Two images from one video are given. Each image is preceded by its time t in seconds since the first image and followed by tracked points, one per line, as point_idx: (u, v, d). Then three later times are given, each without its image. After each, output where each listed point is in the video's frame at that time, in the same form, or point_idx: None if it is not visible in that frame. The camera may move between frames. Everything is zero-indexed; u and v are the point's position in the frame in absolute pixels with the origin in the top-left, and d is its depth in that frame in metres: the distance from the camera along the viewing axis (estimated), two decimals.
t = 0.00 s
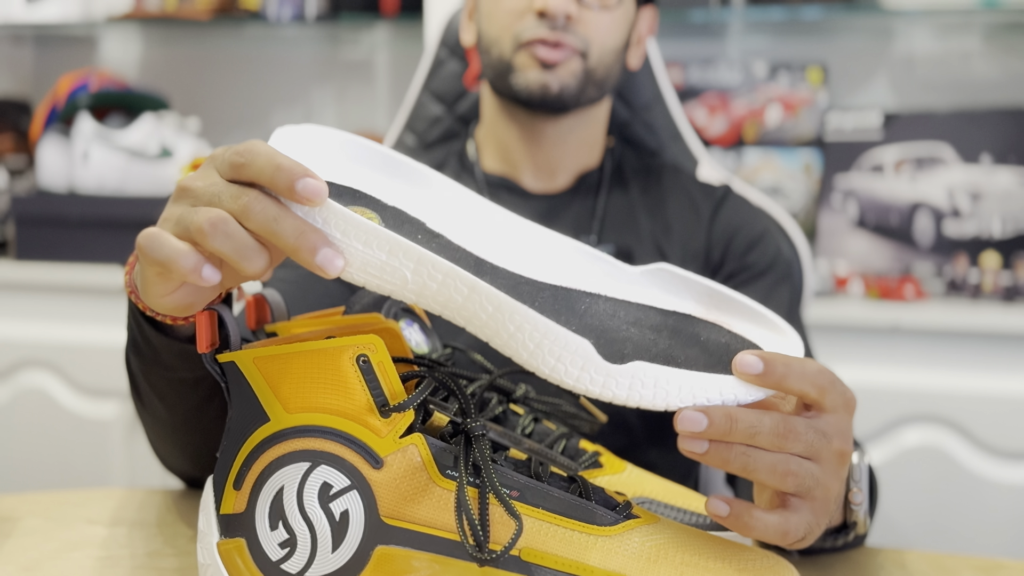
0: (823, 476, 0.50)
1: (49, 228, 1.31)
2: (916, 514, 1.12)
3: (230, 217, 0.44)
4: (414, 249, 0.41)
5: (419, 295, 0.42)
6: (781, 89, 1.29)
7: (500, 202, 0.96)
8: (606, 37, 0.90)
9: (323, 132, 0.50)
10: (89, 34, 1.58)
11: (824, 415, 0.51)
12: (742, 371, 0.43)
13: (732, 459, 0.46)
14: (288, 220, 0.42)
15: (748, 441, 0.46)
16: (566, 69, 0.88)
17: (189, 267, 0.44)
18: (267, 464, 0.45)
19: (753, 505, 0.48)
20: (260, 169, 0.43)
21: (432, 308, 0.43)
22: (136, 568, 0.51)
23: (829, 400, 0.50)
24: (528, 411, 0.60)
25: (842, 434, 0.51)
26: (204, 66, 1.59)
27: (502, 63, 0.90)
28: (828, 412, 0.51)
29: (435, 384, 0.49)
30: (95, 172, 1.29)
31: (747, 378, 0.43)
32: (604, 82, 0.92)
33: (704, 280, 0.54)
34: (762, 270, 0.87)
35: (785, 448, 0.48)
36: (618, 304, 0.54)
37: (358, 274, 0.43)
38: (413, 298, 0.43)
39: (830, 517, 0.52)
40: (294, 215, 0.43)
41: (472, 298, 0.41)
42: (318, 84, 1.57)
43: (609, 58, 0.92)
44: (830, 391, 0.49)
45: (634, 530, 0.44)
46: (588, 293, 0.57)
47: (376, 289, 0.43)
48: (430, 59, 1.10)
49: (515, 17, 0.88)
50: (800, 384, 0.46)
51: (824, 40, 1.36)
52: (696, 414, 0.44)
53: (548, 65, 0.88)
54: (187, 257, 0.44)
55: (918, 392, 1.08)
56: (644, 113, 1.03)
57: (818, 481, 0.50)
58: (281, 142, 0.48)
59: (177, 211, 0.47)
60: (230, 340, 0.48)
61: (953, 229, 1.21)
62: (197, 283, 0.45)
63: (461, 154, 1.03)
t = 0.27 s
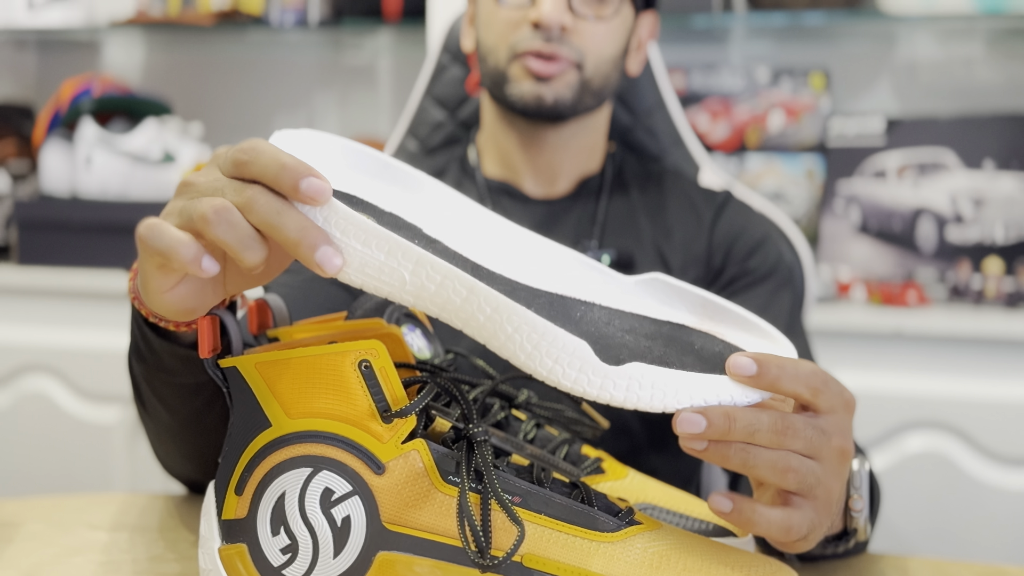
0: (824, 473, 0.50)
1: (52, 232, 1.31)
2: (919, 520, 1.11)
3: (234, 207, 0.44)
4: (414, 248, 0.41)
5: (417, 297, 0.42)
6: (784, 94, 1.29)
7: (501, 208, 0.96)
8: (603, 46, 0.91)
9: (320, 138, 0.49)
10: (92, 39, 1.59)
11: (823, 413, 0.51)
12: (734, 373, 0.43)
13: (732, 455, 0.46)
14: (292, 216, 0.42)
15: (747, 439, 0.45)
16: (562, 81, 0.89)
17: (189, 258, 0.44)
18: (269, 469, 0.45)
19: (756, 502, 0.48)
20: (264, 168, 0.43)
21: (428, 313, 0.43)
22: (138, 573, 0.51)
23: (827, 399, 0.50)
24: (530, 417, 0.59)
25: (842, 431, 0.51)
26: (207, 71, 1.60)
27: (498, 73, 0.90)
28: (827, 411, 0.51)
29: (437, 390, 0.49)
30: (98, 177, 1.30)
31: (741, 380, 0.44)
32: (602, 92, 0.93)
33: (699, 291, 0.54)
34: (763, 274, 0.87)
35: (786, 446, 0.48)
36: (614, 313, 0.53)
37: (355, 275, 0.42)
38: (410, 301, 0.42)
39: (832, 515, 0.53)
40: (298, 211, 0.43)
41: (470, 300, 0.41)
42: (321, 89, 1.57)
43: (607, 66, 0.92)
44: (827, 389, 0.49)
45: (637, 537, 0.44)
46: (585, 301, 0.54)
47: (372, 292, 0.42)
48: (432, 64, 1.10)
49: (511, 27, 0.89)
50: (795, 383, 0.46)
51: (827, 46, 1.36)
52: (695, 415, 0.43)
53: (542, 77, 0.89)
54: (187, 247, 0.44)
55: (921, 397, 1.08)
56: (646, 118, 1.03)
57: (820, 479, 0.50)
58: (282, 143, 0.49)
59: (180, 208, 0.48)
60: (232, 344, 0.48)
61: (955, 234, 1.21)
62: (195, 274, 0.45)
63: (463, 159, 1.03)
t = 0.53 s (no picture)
0: (833, 482, 0.51)
1: (56, 235, 1.32)
2: (921, 525, 1.11)
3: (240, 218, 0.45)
4: (424, 251, 0.41)
5: (428, 301, 0.42)
6: (786, 97, 1.29)
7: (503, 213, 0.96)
8: (604, 52, 0.92)
9: (326, 153, 0.49)
10: (95, 42, 1.59)
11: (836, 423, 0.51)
12: (753, 380, 0.44)
13: (742, 463, 0.47)
14: (298, 223, 0.43)
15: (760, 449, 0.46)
16: (563, 90, 0.90)
17: (190, 268, 0.44)
18: (272, 472, 0.45)
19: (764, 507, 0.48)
20: (271, 176, 0.44)
21: (440, 317, 0.42)
22: None
23: (842, 411, 0.50)
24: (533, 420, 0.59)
25: (854, 441, 0.52)
26: (210, 74, 1.60)
27: (498, 81, 0.92)
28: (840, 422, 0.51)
29: (440, 393, 0.49)
30: (102, 179, 1.30)
31: (758, 388, 0.44)
32: (604, 97, 0.93)
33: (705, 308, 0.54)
34: (766, 278, 0.87)
35: (797, 455, 0.48)
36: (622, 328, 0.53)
37: (366, 280, 0.42)
38: (421, 307, 0.42)
39: (841, 523, 0.53)
40: (304, 219, 0.43)
41: (482, 302, 0.41)
42: (323, 92, 1.58)
43: (609, 72, 0.93)
44: (842, 400, 0.50)
45: (639, 540, 0.44)
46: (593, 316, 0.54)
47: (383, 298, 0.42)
48: (435, 68, 1.11)
49: (511, 36, 0.91)
50: (812, 396, 0.46)
51: (829, 49, 1.37)
52: (710, 422, 0.44)
53: (542, 85, 0.90)
54: (188, 259, 0.45)
55: (923, 401, 1.07)
56: (648, 121, 1.04)
57: (829, 487, 0.50)
58: (291, 156, 0.49)
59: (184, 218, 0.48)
60: (234, 346, 0.48)
61: (958, 238, 1.21)
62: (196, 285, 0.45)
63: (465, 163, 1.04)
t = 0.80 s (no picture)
0: (810, 497, 0.50)
1: (59, 237, 1.32)
2: (924, 528, 1.11)
3: (231, 240, 0.45)
4: (426, 247, 0.40)
5: (427, 301, 0.40)
6: (788, 100, 1.29)
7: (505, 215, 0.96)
8: (608, 55, 0.94)
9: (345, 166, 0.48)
10: (98, 44, 1.60)
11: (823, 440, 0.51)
12: (767, 410, 0.43)
13: (722, 479, 0.46)
14: (285, 227, 0.42)
15: (755, 463, 0.45)
16: (569, 93, 0.91)
17: (195, 304, 0.44)
18: (274, 473, 0.45)
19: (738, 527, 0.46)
20: (262, 181, 0.45)
21: (440, 317, 0.41)
22: None
23: (831, 431, 0.49)
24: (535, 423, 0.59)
25: (836, 457, 0.51)
26: (212, 76, 1.61)
27: (502, 84, 0.92)
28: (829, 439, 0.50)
29: (442, 395, 0.49)
30: (104, 181, 1.30)
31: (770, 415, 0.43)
32: (608, 100, 0.94)
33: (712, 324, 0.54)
34: (767, 281, 0.87)
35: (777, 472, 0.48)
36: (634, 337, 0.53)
37: (362, 281, 0.41)
38: (419, 309, 0.41)
39: (820, 537, 0.52)
40: (292, 221, 0.43)
41: (485, 298, 0.40)
42: (326, 94, 1.58)
43: (613, 75, 0.94)
44: (834, 423, 0.49)
45: (642, 542, 0.44)
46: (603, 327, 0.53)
47: (380, 300, 0.41)
48: (437, 70, 1.11)
49: (516, 39, 0.92)
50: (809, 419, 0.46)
51: (832, 51, 1.37)
52: (716, 432, 0.43)
53: (548, 89, 0.90)
54: (191, 295, 0.44)
55: (926, 404, 1.07)
56: (650, 124, 1.04)
57: (806, 501, 0.50)
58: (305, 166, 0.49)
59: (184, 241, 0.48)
60: (236, 348, 0.48)
61: (960, 241, 1.21)
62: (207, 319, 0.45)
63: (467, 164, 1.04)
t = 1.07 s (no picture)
0: (805, 504, 0.50)
1: (60, 238, 1.32)
2: (925, 530, 1.10)
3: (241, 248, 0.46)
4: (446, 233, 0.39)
5: (443, 289, 0.39)
6: (790, 102, 1.30)
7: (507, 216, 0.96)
8: (612, 54, 0.94)
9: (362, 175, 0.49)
10: (101, 45, 1.60)
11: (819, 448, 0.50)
12: (760, 421, 0.41)
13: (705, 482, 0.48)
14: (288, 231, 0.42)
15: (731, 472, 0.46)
16: (573, 88, 0.91)
17: (199, 296, 0.44)
18: (275, 474, 0.45)
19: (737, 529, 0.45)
20: (286, 160, 0.44)
21: (453, 306, 0.39)
22: None
23: (829, 439, 0.49)
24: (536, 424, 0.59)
25: (833, 465, 0.51)
26: (214, 77, 1.61)
27: (508, 82, 0.92)
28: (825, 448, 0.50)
29: (444, 396, 0.49)
30: (106, 182, 1.30)
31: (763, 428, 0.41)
32: (610, 100, 0.94)
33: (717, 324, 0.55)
34: (767, 283, 0.87)
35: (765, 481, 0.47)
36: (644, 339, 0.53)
37: (376, 266, 0.39)
38: (433, 297, 0.39)
39: (821, 542, 0.52)
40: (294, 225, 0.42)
41: (504, 287, 0.39)
42: (327, 95, 1.58)
43: (618, 74, 0.95)
44: (830, 433, 0.48)
45: (643, 543, 0.44)
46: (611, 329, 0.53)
47: (394, 287, 0.39)
48: (439, 72, 1.11)
49: (520, 37, 0.92)
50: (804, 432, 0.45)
51: (833, 53, 1.37)
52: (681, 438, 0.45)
53: (554, 83, 0.90)
54: (197, 287, 0.45)
55: (927, 406, 1.07)
56: (652, 125, 1.04)
57: (801, 507, 0.50)
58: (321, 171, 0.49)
59: (191, 237, 0.48)
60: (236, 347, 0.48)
61: (961, 242, 1.21)
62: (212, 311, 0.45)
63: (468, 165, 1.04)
